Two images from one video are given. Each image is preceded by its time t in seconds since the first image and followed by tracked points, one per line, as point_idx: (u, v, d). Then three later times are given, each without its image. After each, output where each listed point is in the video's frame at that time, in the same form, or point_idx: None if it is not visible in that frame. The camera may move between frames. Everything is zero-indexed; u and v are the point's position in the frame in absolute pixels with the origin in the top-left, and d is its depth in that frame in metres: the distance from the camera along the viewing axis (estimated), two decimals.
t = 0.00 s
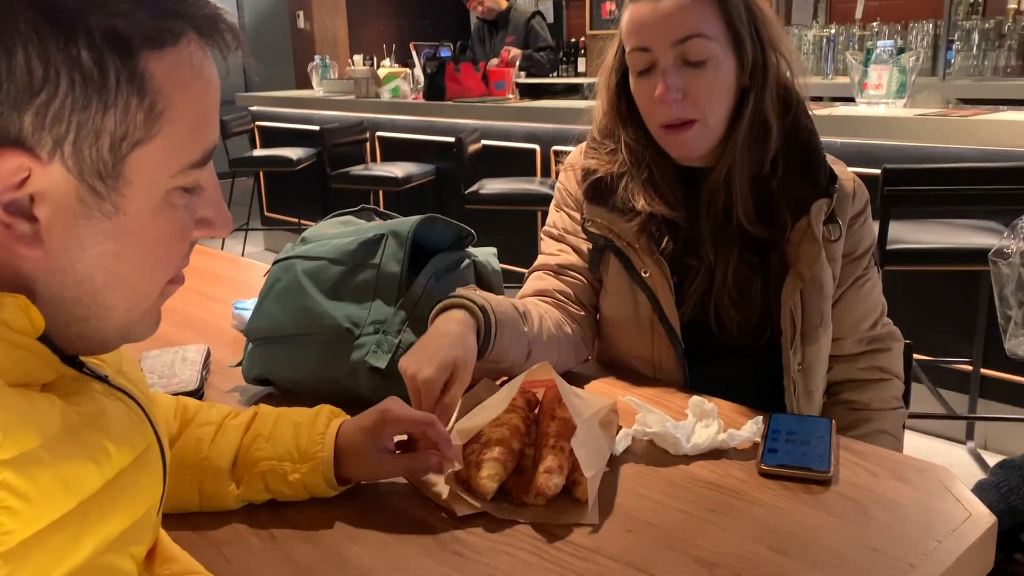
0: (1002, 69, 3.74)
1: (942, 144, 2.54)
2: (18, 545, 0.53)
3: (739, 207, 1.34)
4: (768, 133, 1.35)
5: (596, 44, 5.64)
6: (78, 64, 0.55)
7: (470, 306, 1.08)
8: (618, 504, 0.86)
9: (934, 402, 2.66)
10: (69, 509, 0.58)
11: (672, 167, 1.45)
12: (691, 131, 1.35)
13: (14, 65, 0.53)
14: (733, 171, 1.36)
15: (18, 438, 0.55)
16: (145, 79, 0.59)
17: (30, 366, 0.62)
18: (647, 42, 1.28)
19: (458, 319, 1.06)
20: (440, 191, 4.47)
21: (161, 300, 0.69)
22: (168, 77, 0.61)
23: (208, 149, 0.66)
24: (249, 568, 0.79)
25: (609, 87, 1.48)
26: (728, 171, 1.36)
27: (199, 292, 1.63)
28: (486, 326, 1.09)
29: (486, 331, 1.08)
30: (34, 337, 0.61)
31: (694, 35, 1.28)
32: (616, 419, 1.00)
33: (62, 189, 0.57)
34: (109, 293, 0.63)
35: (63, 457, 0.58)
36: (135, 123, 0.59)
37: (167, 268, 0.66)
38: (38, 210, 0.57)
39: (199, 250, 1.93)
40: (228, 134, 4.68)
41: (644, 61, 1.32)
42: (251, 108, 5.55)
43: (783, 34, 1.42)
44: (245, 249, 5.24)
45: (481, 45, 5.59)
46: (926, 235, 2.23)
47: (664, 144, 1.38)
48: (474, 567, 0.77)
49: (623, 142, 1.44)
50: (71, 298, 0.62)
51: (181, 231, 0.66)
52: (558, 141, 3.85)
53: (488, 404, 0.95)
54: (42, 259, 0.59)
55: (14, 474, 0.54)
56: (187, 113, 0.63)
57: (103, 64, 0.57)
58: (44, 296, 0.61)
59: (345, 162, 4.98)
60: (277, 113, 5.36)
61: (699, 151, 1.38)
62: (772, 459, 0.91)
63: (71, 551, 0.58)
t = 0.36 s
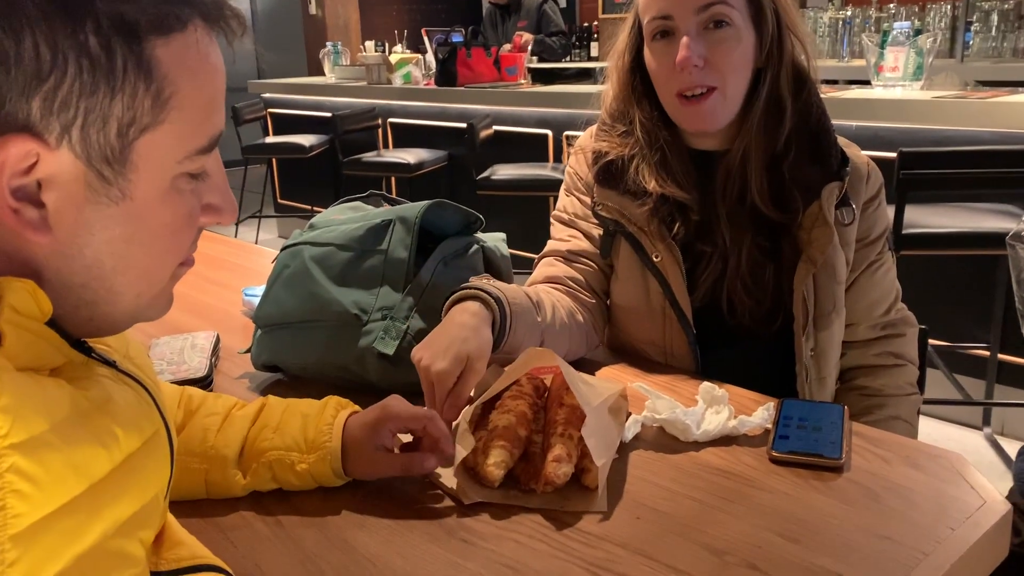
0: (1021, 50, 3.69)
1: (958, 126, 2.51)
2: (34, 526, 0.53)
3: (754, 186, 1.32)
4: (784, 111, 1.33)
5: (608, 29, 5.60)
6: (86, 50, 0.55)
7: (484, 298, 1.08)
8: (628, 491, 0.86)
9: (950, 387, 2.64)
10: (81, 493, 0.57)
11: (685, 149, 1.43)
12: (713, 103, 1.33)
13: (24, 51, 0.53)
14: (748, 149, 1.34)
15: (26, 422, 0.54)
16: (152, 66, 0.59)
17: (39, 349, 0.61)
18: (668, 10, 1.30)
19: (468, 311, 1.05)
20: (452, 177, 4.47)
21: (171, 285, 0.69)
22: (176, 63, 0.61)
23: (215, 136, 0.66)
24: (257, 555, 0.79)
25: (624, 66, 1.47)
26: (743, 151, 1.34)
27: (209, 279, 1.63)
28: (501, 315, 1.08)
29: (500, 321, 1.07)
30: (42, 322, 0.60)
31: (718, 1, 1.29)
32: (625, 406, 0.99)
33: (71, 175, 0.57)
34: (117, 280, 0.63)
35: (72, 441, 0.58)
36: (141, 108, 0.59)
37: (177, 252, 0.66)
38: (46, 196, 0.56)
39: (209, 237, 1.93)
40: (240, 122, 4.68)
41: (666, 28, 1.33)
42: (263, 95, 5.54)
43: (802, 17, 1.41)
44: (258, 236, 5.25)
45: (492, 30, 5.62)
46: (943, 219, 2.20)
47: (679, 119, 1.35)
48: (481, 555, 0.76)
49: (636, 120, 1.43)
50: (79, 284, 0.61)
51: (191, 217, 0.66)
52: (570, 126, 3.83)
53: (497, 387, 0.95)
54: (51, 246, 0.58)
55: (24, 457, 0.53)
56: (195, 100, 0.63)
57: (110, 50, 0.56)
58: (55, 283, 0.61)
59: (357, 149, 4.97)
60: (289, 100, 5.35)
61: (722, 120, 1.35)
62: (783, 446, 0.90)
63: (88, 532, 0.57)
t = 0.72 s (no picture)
0: None
1: (969, 126, 2.50)
2: (39, 520, 0.53)
3: (763, 187, 1.31)
4: (794, 113, 1.32)
5: (618, 29, 5.59)
6: (65, 34, 0.54)
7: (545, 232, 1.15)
8: (634, 492, 0.85)
9: (962, 390, 2.62)
10: (87, 487, 0.57)
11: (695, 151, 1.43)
12: (724, 104, 1.33)
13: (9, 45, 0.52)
14: (758, 152, 1.33)
15: (35, 417, 0.54)
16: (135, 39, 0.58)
17: (45, 346, 0.62)
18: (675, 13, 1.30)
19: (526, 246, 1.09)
20: (462, 177, 4.47)
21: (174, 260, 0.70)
22: (156, 34, 0.60)
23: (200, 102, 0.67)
24: (263, 553, 0.79)
25: (632, 69, 1.47)
26: (753, 154, 1.34)
27: (218, 278, 1.64)
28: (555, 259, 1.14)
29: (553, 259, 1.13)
30: (47, 317, 0.61)
31: (724, 4, 1.28)
32: (632, 406, 0.99)
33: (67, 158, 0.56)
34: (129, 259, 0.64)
35: (79, 436, 0.58)
36: (129, 85, 0.59)
37: (181, 224, 0.68)
38: (48, 185, 0.56)
39: (219, 237, 1.94)
40: (251, 122, 4.69)
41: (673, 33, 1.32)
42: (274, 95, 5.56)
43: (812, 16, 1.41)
44: (268, 236, 5.27)
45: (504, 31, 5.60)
46: (955, 220, 2.18)
47: (688, 121, 1.35)
48: (487, 554, 0.77)
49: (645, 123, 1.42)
50: (89, 270, 0.62)
51: (190, 185, 0.68)
52: (580, 127, 3.83)
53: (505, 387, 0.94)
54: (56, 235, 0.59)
55: (31, 450, 0.53)
56: (178, 68, 0.63)
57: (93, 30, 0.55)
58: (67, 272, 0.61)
59: (367, 149, 4.98)
60: (299, 100, 5.37)
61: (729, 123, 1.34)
62: (790, 447, 0.90)
63: (92, 527, 0.57)
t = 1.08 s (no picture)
0: None
1: (976, 137, 2.50)
2: (45, 524, 0.54)
3: (770, 198, 1.32)
4: (801, 124, 1.33)
5: (625, 40, 5.61)
6: None
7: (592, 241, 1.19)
8: (641, 501, 0.85)
9: (970, 402, 2.61)
10: (95, 491, 0.58)
11: (703, 160, 1.42)
12: (729, 116, 1.32)
13: None
14: (766, 162, 1.33)
15: (47, 418, 0.55)
16: None
17: (51, 346, 0.61)
18: (682, 27, 1.28)
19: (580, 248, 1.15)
20: (470, 186, 4.49)
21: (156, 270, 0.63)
22: None
23: (114, 61, 0.57)
24: (270, 560, 0.79)
25: (639, 80, 1.47)
26: (760, 165, 1.34)
27: (226, 286, 1.65)
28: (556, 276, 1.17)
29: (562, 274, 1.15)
30: (57, 319, 0.60)
31: (730, 18, 1.27)
32: (640, 415, 0.99)
33: None
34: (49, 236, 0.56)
35: (90, 439, 0.58)
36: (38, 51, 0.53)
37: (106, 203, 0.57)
38: None
39: (227, 245, 1.95)
40: (260, 131, 4.72)
41: (679, 46, 1.32)
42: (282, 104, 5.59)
43: (820, 27, 1.41)
44: (276, 245, 5.29)
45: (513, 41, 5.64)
46: (963, 231, 2.18)
47: (695, 132, 1.35)
48: (495, 563, 0.76)
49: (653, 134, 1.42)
50: (21, 255, 0.56)
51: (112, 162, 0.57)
52: (587, 137, 3.84)
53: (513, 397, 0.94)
54: None
55: (40, 452, 0.54)
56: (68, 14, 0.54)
57: None
58: None
59: (375, 158, 5.00)
60: (308, 109, 5.40)
61: (737, 133, 1.34)
62: (798, 457, 0.90)
63: (98, 532, 0.57)
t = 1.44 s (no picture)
0: None
1: (978, 156, 2.51)
2: (51, 544, 0.54)
3: (767, 221, 1.34)
4: (796, 148, 1.34)
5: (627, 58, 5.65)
6: None
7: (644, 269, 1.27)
8: (643, 520, 0.86)
9: (971, 420, 2.61)
10: (100, 512, 0.58)
11: (700, 183, 1.44)
12: (723, 143, 1.33)
13: None
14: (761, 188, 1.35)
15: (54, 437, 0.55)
16: None
17: (45, 377, 0.61)
18: (674, 56, 1.29)
19: (658, 253, 1.18)
20: (472, 204, 4.50)
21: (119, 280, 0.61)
22: None
23: (66, 72, 0.58)
24: None
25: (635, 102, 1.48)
26: (756, 188, 1.37)
27: (230, 304, 1.66)
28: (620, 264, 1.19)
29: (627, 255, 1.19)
30: (50, 353, 0.62)
31: (723, 47, 1.28)
32: (642, 435, 0.99)
33: None
34: None
35: (95, 459, 0.58)
36: None
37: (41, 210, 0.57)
38: None
39: (230, 262, 1.96)
40: (263, 149, 4.74)
41: (672, 74, 1.32)
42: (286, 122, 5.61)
43: (813, 50, 1.42)
44: (279, 262, 5.30)
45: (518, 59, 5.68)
46: (963, 250, 2.19)
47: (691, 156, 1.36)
48: None
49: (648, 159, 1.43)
50: None
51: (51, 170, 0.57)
52: (589, 154, 3.85)
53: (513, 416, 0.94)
54: None
55: (46, 472, 0.54)
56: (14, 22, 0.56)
57: None
58: None
59: (377, 176, 5.02)
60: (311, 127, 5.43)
61: (732, 158, 1.35)
62: (799, 477, 0.90)
63: (103, 552, 0.58)
